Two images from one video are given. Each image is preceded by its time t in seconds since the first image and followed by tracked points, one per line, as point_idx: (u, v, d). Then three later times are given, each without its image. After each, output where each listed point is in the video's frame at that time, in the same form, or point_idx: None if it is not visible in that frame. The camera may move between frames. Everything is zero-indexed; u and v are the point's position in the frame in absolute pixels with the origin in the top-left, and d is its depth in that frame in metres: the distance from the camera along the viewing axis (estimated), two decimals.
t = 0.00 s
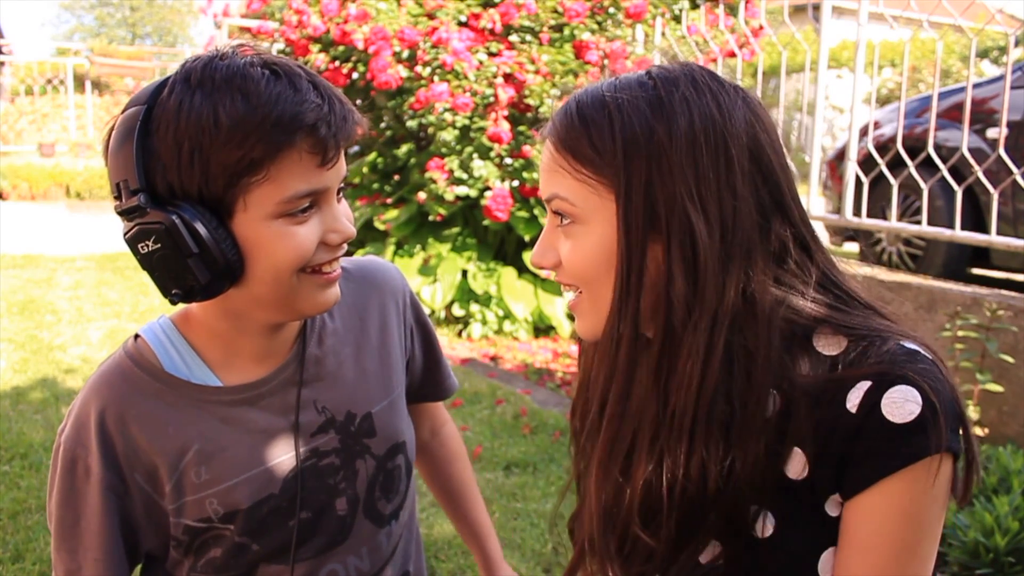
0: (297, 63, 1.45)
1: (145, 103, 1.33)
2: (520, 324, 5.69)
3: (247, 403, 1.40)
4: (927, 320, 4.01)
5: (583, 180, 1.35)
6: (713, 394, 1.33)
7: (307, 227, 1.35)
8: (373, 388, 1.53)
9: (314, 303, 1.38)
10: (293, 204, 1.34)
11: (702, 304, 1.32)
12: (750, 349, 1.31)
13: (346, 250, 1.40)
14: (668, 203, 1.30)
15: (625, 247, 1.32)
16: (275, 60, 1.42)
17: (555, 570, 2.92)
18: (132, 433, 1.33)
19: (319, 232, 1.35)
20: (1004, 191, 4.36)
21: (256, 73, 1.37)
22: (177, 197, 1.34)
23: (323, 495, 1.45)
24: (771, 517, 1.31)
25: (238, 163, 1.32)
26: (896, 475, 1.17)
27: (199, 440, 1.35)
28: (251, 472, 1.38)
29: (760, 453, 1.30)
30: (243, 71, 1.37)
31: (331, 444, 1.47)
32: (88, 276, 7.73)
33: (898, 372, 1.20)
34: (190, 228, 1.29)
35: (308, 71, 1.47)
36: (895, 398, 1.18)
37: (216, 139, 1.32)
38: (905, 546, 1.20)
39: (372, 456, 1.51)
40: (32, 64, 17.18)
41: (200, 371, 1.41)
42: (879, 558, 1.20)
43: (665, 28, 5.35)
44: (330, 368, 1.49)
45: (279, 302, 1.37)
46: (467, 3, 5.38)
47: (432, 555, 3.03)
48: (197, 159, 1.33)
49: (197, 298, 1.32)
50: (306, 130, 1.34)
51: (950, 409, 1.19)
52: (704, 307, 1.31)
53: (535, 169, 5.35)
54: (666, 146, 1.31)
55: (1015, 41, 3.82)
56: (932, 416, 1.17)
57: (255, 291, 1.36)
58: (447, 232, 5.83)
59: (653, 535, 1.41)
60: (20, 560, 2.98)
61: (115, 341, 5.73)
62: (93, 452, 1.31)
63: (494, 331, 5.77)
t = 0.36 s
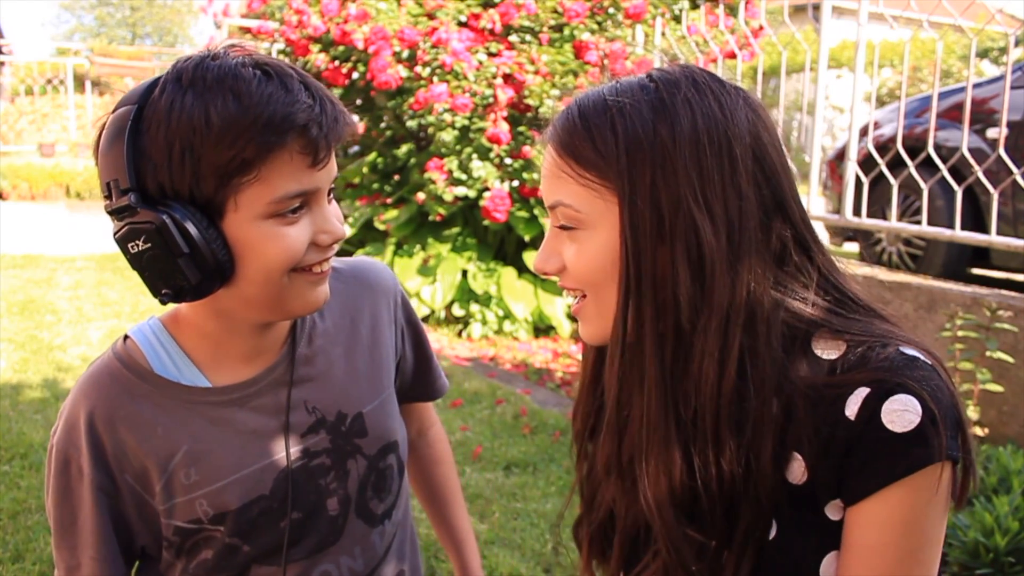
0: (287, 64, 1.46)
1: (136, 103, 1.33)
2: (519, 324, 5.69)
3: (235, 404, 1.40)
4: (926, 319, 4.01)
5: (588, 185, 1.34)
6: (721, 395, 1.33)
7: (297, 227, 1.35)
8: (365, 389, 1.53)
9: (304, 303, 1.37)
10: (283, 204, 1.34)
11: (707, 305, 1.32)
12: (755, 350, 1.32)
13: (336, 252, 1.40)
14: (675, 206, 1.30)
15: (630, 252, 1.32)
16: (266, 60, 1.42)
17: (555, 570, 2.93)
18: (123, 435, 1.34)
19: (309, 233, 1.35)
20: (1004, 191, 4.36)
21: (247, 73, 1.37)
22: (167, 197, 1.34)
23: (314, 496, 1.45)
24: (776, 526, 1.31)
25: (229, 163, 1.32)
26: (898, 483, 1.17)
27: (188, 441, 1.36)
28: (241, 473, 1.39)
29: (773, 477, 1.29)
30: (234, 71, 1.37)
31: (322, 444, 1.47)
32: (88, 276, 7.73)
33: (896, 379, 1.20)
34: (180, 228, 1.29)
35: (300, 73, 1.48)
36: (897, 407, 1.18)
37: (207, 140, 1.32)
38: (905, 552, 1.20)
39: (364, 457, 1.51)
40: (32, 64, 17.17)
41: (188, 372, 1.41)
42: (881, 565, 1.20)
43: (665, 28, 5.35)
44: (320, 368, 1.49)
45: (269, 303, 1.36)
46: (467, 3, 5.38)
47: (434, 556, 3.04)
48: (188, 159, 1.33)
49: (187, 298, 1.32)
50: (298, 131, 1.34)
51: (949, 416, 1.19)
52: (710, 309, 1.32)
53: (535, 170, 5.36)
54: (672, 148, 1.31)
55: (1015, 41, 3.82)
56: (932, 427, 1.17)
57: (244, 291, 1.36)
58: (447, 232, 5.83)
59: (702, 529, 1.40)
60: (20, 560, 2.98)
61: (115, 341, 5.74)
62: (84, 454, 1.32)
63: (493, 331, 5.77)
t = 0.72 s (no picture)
0: (302, 55, 1.45)
1: (150, 89, 1.33)
2: (520, 324, 5.69)
3: (247, 391, 1.40)
4: (927, 319, 4.01)
5: (599, 183, 1.34)
6: (726, 395, 1.33)
7: (307, 216, 1.35)
8: (376, 384, 1.53)
9: (314, 292, 1.37)
10: (294, 193, 1.34)
11: (715, 306, 1.32)
12: (763, 351, 1.32)
13: (347, 243, 1.40)
14: (685, 206, 1.30)
15: (640, 252, 1.31)
16: (281, 50, 1.42)
17: (555, 570, 2.93)
18: (133, 415, 1.34)
19: (319, 223, 1.35)
20: (1004, 191, 4.36)
21: (261, 61, 1.37)
22: (179, 181, 1.33)
23: (321, 489, 1.44)
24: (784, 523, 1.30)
25: (241, 149, 1.32)
26: (908, 482, 1.18)
27: (197, 425, 1.36)
28: (247, 461, 1.38)
29: (783, 476, 1.29)
30: (248, 59, 1.37)
31: (332, 439, 1.46)
32: (88, 276, 7.74)
33: (906, 378, 1.20)
34: (190, 214, 1.29)
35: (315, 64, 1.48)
36: (908, 406, 1.18)
37: (220, 125, 1.31)
38: (915, 551, 1.20)
39: (372, 453, 1.51)
40: (32, 65, 17.17)
41: (203, 357, 1.41)
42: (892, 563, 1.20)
43: (664, 28, 5.35)
44: (332, 362, 1.49)
45: (278, 291, 1.36)
46: (467, 3, 5.38)
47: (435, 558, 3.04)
48: (201, 144, 1.32)
49: (196, 284, 1.32)
50: (309, 119, 1.34)
51: (958, 415, 1.20)
52: (718, 309, 1.32)
53: (535, 170, 5.36)
54: (683, 148, 1.31)
55: (1016, 41, 3.82)
56: (944, 423, 1.17)
57: (256, 279, 1.36)
58: (447, 232, 5.84)
59: (691, 533, 1.41)
60: (20, 560, 2.98)
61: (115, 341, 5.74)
62: (92, 432, 1.32)
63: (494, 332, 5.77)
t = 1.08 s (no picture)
0: (319, 60, 1.46)
1: (168, 86, 1.32)
2: (520, 324, 5.69)
3: (247, 396, 1.39)
4: (927, 319, 4.01)
5: (604, 181, 1.34)
6: (730, 392, 1.33)
7: (320, 223, 1.35)
8: (374, 389, 1.53)
9: (320, 299, 1.37)
10: (307, 199, 1.34)
11: (718, 303, 1.33)
12: (765, 348, 1.32)
13: (354, 251, 1.40)
14: (690, 204, 1.30)
15: (644, 249, 1.31)
16: (303, 55, 1.42)
17: (555, 570, 2.93)
18: (132, 427, 1.33)
19: (330, 230, 1.35)
20: (1004, 191, 4.36)
21: (283, 65, 1.37)
22: (194, 181, 1.33)
23: (320, 494, 1.44)
24: (788, 523, 1.31)
25: (260, 153, 1.32)
26: (909, 481, 1.18)
27: (197, 433, 1.35)
28: (247, 467, 1.38)
29: (785, 472, 1.30)
30: (270, 62, 1.37)
31: (331, 444, 1.46)
32: (88, 276, 7.74)
33: (909, 377, 1.20)
34: (205, 215, 1.29)
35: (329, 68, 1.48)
36: (913, 404, 1.18)
37: (239, 128, 1.31)
38: (917, 549, 1.20)
39: (371, 458, 1.51)
40: (32, 65, 17.16)
41: (200, 366, 1.40)
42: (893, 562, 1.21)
43: (664, 28, 5.35)
44: (331, 366, 1.49)
45: (287, 294, 1.36)
46: (467, 3, 5.37)
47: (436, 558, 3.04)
48: (218, 145, 1.32)
49: (205, 285, 1.32)
50: (330, 127, 1.34)
51: (959, 413, 1.19)
52: (722, 307, 1.32)
53: (534, 169, 5.36)
54: (689, 145, 1.31)
55: (1015, 41, 3.82)
56: (945, 421, 1.17)
57: (264, 282, 1.36)
58: (447, 232, 5.83)
59: (702, 526, 1.40)
60: (20, 560, 2.98)
61: (115, 341, 5.74)
62: (90, 447, 1.31)
63: (494, 332, 5.77)
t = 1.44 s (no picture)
0: (295, 61, 1.44)
1: (141, 90, 1.30)
2: (520, 324, 5.69)
3: (225, 406, 1.39)
4: (927, 319, 4.01)
5: (604, 181, 1.33)
6: (731, 392, 1.33)
7: (299, 231, 1.34)
8: (356, 395, 1.52)
9: (301, 306, 1.37)
10: (287, 206, 1.33)
11: (720, 303, 1.33)
12: (767, 348, 1.32)
13: (335, 257, 1.39)
14: (692, 205, 1.30)
15: (646, 249, 1.31)
16: (280, 59, 1.40)
17: (555, 570, 2.93)
18: (107, 436, 1.32)
19: (310, 238, 1.35)
20: (1004, 191, 4.36)
21: (261, 70, 1.35)
22: (170, 190, 1.30)
23: (303, 503, 1.44)
24: (790, 521, 1.30)
25: (238, 161, 1.30)
26: (908, 480, 1.18)
27: (176, 444, 1.34)
28: (228, 478, 1.38)
29: (786, 472, 1.30)
30: (247, 67, 1.35)
31: (313, 452, 1.46)
32: (89, 276, 7.74)
33: (910, 377, 1.20)
34: (184, 226, 1.27)
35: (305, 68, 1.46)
36: (915, 403, 1.18)
37: (217, 135, 1.29)
38: (917, 549, 1.21)
39: (355, 464, 1.50)
40: (32, 65, 17.13)
41: (178, 375, 1.39)
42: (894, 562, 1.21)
43: (665, 27, 5.35)
44: (311, 372, 1.49)
45: (266, 303, 1.35)
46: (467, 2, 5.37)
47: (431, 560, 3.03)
48: (195, 152, 1.30)
49: (182, 295, 1.30)
50: (309, 134, 1.33)
51: (960, 413, 1.19)
52: (723, 307, 1.32)
53: (535, 168, 5.36)
54: (689, 146, 1.31)
55: (1015, 40, 3.82)
56: (946, 420, 1.17)
57: (243, 291, 1.35)
58: (447, 232, 5.83)
59: (700, 527, 1.40)
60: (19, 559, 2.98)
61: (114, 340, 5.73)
62: (64, 457, 1.30)
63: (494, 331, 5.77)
